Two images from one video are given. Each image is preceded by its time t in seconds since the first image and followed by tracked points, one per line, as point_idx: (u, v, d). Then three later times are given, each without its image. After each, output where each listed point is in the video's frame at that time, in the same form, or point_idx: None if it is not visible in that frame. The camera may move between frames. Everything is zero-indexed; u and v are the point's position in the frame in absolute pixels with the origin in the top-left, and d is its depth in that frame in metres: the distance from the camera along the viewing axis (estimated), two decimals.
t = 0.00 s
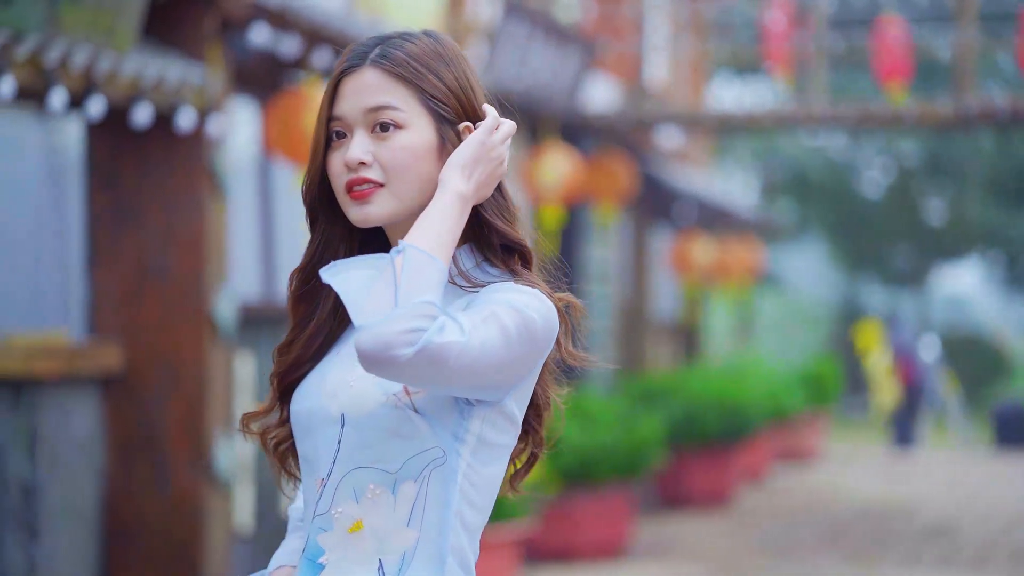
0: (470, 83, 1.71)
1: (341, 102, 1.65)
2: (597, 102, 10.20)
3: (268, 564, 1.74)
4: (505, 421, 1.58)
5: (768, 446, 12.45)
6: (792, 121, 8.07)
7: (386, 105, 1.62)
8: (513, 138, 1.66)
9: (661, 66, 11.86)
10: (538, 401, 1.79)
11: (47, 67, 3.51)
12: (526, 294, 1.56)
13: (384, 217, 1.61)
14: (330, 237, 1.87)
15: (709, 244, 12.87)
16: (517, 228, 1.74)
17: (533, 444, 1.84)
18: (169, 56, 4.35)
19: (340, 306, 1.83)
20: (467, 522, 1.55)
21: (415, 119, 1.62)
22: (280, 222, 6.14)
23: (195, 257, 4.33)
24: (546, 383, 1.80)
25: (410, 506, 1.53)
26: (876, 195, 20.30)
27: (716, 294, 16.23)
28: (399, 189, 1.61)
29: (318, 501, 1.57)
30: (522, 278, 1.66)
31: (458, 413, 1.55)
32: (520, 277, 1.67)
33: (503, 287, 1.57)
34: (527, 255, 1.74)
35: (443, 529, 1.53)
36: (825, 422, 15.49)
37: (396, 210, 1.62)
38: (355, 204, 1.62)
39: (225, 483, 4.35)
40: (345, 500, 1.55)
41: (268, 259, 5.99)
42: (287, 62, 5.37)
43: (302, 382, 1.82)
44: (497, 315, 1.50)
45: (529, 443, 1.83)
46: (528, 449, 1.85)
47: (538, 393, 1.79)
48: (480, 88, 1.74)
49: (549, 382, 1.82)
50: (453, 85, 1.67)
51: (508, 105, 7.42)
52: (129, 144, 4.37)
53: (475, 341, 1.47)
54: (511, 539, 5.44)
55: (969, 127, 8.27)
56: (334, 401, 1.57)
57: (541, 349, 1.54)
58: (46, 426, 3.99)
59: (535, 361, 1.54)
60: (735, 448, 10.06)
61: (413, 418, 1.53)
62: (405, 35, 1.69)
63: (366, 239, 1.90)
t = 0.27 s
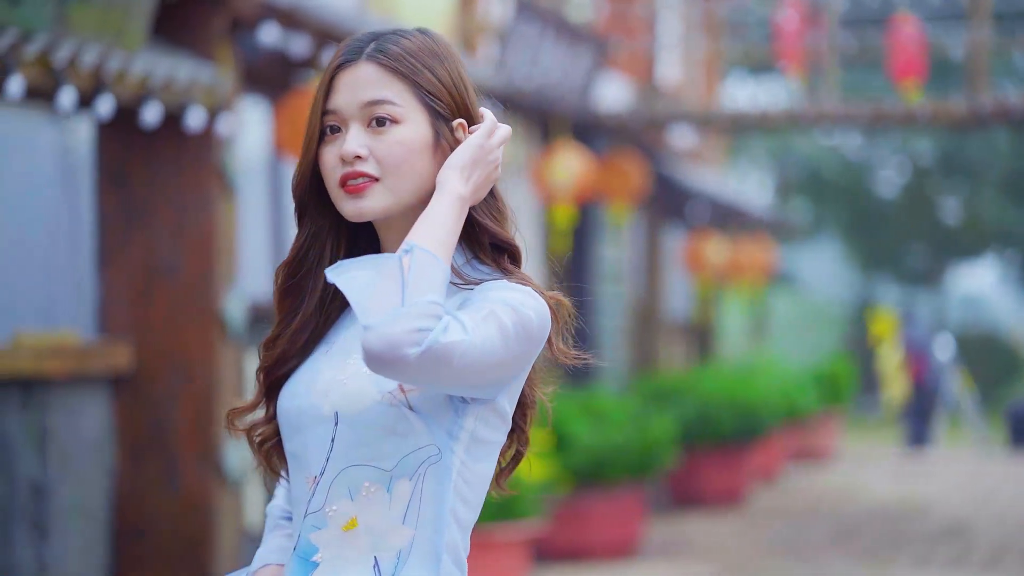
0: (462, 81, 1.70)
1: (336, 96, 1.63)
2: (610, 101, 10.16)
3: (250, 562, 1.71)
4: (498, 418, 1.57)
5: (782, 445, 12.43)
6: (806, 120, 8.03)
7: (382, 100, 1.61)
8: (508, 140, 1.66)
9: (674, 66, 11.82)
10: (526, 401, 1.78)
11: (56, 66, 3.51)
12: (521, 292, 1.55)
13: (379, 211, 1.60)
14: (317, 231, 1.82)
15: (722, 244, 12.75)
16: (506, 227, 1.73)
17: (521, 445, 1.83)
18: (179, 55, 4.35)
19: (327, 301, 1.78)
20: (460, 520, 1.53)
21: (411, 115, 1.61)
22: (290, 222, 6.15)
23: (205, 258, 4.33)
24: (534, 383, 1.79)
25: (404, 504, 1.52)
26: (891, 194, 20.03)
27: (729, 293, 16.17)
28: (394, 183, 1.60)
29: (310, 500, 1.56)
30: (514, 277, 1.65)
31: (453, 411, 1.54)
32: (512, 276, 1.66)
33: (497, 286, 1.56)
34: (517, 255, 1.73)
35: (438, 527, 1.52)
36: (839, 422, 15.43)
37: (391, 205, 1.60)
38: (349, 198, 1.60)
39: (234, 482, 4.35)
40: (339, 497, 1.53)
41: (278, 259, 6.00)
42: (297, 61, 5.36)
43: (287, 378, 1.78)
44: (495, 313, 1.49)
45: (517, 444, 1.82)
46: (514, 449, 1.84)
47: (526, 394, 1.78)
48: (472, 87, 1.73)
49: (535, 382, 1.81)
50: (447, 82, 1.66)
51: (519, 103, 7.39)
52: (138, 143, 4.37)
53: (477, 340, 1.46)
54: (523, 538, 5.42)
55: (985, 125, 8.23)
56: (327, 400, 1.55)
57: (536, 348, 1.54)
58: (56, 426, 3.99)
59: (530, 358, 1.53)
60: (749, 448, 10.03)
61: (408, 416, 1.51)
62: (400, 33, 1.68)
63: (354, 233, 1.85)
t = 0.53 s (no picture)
0: (458, 81, 1.69)
1: (333, 94, 1.62)
2: (624, 100, 10.11)
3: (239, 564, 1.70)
4: (492, 418, 1.57)
5: (797, 446, 12.37)
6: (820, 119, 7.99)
7: (380, 97, 1.60)
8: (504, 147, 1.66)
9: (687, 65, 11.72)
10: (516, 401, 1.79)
11: (67, 67, 3.53)
12: (517, 293, 1.55)
13: (377, 209, 1.59)
14: (309, 230, 1.80)
15: (736, 245, 12.57)
16: (498, 228, 1.74)
17: (511, 445, 1.84)
18: (191, 57, 4.36)
19: (319, 302, 1.77)
20: (457, 520, 1.53)
21: (408, 113, 1.60)
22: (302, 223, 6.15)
23: (216, 258, 4.33)
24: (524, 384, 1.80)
25: (403, 505, 1.51)
26: (910, 195, 19.37)
27: (744, 293, 16.09)
28: (392, 181, 1.59)
29: (306, 501, 1.54)
30: (509, 277, 1.65)
31: (450, 412, 1.53)
32: (506, 276, 1.66)
33: (494, 287, 1.56)
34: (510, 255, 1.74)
35: (435, 528, 1.51)
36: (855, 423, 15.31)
37: (388, 203, 1.59)
38: (346, 195, 1.59)
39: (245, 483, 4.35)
40: (336, 499, 1.52)
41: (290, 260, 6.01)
42: (308, 62, 5.35)
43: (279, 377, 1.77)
44: (495, 314, 1.49)
45: (508, 444, 1.83)
46: (503, 449, 1.85)
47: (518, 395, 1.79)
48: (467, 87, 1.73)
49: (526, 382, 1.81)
50: (443, 81, 1.65)
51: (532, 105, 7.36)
52: (149, 141, 4.38)
53: (481, 342, 1.46)
54: (536, 539, 5.41)
55: (1000, 125, 8.19)
56: (323, 401, 1.54)
57: (532, 349, 1.54)
58: (68, 424, 4.01)
59: (526, 357, 1.53)
60: (764, 448, 9.99)
61: (406, 417, 1.51)
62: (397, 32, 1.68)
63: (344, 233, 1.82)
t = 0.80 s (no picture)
0: (455, 79, 1.68)
1: (331, 89, 1.61)
2: (635, 100, 10.07)
3: (230, 563, 1.67)
4: (488, 417, 1.55)
5: (810, 445, 12.33)
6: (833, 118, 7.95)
7: (379, 94, 1.59)
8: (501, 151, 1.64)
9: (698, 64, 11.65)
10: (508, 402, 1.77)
11: (75, 67, 3.52)
12: (513, 292, 1.54)
13: (375, 205, 1.57)
14: (305, 227, 1.77)
15: (747, 244, 12.48)
16: (492, 227, 1.73)
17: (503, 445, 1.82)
18: (200, 56, 4.35)
19: (313, 299, 1.73)
20: (455, 520, 1.52)
21: (407, 109, 1.59)
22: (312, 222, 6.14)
23: (224, 258, 4.33)
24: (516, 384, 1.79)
25: (400, 505, 1.49)
26: (925, 194, 19.21)
27: (755, 292, 16.04)
28: (390, 178, 1.58)
29: (302, 501, 1.53)
30: (505, 277, 1.64)
31: (447, 411, 1.52)
32: (502, 276, 1.65)
33: (490, 286, 1.55)
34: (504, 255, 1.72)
35: (433, 528, 1.50)
36: (868, 422, 15.23)
37: (386, 199, 1.58)
38: (344, 191, 1.58)
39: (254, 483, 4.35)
40: (333, 499, 1.51)
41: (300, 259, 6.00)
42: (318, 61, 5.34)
43: (271, 376, 1.71)
44: (492, 315, 1.48)
45: (499, 444, 1.81)
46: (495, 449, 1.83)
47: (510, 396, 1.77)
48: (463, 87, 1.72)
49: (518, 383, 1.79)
50: (441, 79, 1.64)
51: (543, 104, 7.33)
52: (158, 141, 4.37)
53: (480, 345, 1.45)
54: (546, 539, 5.40)
55: (1015, 124, 8.11)
56: (318, 401, 1.52)
57: (529, 348, 1.53)
58: (78, 424, 4.01)
59: (522, 359, 1.52)
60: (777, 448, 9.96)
61: (403, 417, 1.49)
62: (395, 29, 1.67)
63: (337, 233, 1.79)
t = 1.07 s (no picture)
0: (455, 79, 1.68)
1: (332, 85, 1.60)
2: (647, 100, 10.03)
3: (221, 564, 1.66)
4: (484, 416, 1.55)
5: (823, 445, 12.31)
6: (845, 118, 7.91)
7: (380, 90, 1.58)
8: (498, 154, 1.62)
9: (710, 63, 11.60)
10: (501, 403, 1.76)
11: (83, 67, 3.51)
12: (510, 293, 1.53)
13: (375, 201, 1.56)
14: (301, 224, 1.75)
15: (760, 243, 12.44)
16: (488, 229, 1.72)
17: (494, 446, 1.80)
18: (208, 56, 4.34)
19: (309, 297, 1.72)
20: (452, 520, 1.51)
21: (408, 105, 1.59)
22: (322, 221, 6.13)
23: (233, 259, 4.34)
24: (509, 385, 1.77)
25: (399, 505, 1.48)
26: (939, 193, 19.09)
27: (768, 291, 15.97)
28: (390, 174, 1.56)
29: (299, 501, 1.51)
30: (503, 278, 1.63)
31: (444, 411, 1.51)
32: (498, 276, 1.64)
33: (486, 285, 1.54)
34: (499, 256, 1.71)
35: (431, 528, 1.49)
36: (881, 422, 15.17)
37: (386, 196, 1.57)
38: (344, 187, 1.57)
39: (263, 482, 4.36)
40: (330, 499, 1.49)
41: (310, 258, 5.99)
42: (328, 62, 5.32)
43: (265, 373, 1.68)
44: (491, 316, 1.47)
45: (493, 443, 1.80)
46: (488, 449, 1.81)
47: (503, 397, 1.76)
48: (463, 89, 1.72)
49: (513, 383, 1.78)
50: (441, 79, 1.64)
51: (553, 104, 7.31)
52: (167, 141, 4.35)
53: (479, 346, 1.44)
54: (556, 539, 5.38)
55: None
56: (315, 401, 1.51)
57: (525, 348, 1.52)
58: (86, 425, 4.00)
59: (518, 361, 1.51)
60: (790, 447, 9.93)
61: (401, 417, 1.48)
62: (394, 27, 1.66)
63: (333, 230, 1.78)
